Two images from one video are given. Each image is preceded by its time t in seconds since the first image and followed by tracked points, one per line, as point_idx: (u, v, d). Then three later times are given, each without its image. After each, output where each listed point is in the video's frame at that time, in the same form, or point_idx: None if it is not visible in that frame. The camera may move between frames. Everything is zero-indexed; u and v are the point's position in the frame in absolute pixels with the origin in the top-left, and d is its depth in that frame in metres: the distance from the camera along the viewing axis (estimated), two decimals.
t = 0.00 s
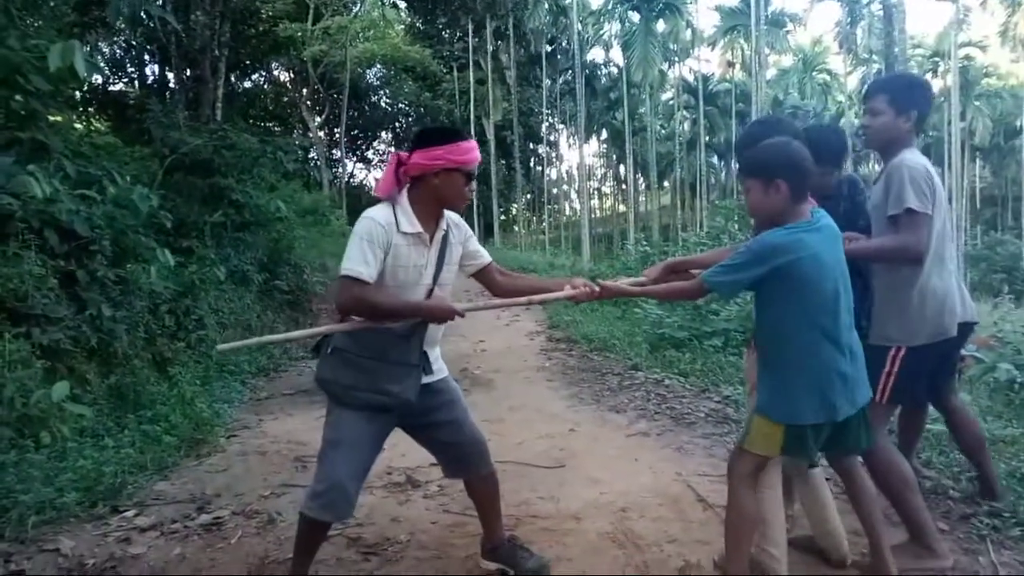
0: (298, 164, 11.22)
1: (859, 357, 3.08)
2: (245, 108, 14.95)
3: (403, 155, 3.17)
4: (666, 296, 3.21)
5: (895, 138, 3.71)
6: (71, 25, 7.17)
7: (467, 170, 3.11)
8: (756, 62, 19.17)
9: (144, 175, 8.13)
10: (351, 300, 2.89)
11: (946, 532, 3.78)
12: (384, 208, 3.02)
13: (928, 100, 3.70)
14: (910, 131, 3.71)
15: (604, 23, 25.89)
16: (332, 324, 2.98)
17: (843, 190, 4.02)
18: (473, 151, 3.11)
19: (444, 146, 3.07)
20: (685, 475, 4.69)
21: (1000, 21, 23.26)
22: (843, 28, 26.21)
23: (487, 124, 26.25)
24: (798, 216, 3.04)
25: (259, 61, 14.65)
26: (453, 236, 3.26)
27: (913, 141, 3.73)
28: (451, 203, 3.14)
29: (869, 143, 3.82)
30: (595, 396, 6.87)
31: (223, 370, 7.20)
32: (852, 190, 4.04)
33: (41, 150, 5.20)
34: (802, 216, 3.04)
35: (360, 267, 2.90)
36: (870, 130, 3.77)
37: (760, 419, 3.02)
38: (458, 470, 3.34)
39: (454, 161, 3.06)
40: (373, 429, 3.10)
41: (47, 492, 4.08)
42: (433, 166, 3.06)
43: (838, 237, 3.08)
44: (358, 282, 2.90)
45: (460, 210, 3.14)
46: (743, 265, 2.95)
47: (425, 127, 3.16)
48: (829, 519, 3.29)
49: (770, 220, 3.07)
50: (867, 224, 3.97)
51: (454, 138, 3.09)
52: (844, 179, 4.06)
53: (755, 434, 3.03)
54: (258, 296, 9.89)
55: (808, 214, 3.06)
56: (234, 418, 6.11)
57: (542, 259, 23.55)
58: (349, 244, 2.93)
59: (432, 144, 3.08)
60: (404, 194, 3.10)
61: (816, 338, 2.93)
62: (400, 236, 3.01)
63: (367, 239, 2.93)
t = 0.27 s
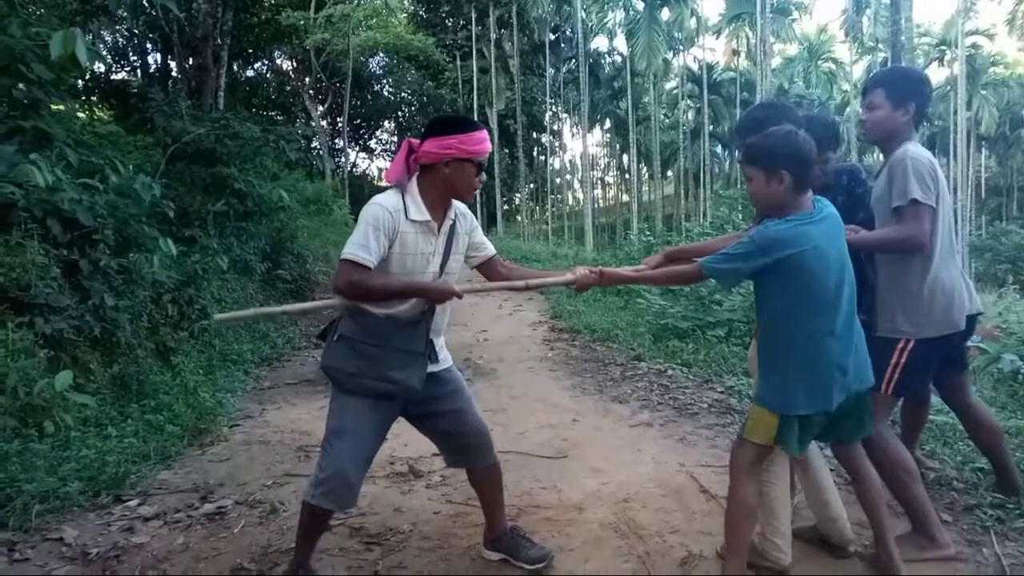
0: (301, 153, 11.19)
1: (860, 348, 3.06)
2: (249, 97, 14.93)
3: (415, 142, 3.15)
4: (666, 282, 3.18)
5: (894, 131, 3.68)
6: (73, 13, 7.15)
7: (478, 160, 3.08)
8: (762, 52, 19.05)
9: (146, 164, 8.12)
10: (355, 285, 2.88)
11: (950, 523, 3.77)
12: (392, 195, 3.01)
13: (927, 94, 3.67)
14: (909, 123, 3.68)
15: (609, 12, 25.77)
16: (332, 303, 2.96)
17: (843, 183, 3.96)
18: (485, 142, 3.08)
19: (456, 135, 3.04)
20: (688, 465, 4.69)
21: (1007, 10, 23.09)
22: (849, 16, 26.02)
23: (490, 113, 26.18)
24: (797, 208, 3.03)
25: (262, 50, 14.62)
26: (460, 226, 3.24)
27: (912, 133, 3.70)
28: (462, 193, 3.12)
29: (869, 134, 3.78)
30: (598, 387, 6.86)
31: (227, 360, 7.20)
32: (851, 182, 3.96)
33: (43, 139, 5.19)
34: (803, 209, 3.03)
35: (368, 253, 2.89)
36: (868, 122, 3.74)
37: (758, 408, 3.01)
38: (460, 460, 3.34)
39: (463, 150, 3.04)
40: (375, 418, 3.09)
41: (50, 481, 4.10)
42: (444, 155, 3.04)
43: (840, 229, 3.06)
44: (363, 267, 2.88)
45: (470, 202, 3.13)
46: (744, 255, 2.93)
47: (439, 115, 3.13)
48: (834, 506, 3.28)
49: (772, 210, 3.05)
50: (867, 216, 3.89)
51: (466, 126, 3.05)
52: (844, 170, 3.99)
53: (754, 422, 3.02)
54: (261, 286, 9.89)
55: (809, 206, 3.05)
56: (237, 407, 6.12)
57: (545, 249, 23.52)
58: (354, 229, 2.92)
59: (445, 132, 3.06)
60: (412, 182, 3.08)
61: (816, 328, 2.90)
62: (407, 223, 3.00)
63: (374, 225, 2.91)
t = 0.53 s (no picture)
0: (297, 145, 11.15)
1: (857, 347, 3.05)
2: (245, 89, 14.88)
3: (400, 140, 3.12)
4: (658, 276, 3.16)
5: (891, 127, 3.66)
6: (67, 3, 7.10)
7: (462, 157, 3.06)
8: (760, 44, 19.01)
9: (141, 156, 8.08)
10: (346, 289, 2.86)
11: (947, 518, 3.76)
12: (377, 196, 2.98)
13: (920, 89, 3.65)
14: (903, 117, 3.65)
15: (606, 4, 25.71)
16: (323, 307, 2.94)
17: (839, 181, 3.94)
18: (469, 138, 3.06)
19: (439, 133, 3.01)
20: (685, 460, 4.68)
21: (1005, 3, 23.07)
22: (847, 9, 25.99)
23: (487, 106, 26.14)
24: (789, 208, 3.00)
25: (259, 42, 14.56)
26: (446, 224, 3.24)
27: (907, 129, 3.68)
28: (447, 190, 3.10)
29: (864, 130, 3.75)
30: (595, 380, 6.85)
31: (223, 352, 7.18)
32: (847, 179, 3.94)
33: (37, 131, 5.16)
34: (794, 209, 3.00)
35: (357, 256, 2.87)
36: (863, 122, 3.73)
37: (755, 409, 3.00)
38: (453, 457, 3.32)
39: (448, 148, 3.02)
40: (364, 415, 3.07)
41: (46, 475, 4.08)
42: (428, 153, 3.02)
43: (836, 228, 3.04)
44: (352, 271, 2.86)
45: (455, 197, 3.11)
46: (739, 256, 2.91)
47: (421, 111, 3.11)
48: (822, 492, 3.36)
49: (762, 213, 3.03)
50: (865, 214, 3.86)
51: (451, 124, 3.03)
52: (840, 168, 3.97)
53: (749, 422, 3.01)
54: (257, 279, 9.86)
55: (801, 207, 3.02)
56: (234, 400, 6.10)
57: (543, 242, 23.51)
58: (342, 233, 2.89)
59: (428, 129, 3.03)
60: (398, 181, 3.06)
61: (811, 330, 2.89)
62: (394, 224, 2.99)
63: (362, 228, 2.89)
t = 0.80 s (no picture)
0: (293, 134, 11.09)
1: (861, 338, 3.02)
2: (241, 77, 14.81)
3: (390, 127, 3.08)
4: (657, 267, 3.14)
5: (889, 120, 3.63)
6: None
7: (457, 141, 3.03)
8: (759, 36, 18.94)
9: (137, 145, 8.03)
10: (340, 279, 2.83)
11: (944, 512, 3.76)
12: (373, 182, 2.95)
13: (918, 82, 3.62)
14: (903, 110, 3.62)
15: None
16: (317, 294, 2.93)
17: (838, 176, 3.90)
18: (462, 122, 3.03)
19: (432, 118, 2.99)
20: (682, 452, 4.67)
21: None
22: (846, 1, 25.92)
23: (484, 97, 26.05)
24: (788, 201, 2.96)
25: (255, 30, 14.48)
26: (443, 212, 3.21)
27: (907, 121, 3.66)
28: (444, 175, 3.07)
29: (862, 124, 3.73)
30: (592, 372, 6.84)
31: (218, 343, 7.15)
32: (846, 174, 3.90)
33: (31, 118, 5.11)
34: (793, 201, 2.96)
35: (351, 244, 2.84)
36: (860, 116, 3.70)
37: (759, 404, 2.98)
38: (450, 449, 3.30)
39: (441, 131, 2.99)
40: (361, 408, 3.04)
41: (40, 465, 4.06)
42: (422, 138, 2.99)
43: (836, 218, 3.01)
44: (347, 260, 2.84)
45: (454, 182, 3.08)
46: (737, 249, 2.89)
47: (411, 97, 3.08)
48: (829, 488, 3.32)
49: (759, 209, 3.00)
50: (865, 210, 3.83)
51: (442, 109, 3.01)
52: (839, 163, 3.93)
53: (754, 418, 3.00)
54: (253, 269, 9.82)
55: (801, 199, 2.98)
56: (230, 391, 6.08)
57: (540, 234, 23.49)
58: (336, 220, 2.86)
59: (419, 115, 3.01)
60: (393, 167, 3.03)
61: (813, 323, 2.87)
62: (390, 211, 2.95)
63: (356, 215, 2.86)
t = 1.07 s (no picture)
0: (295, 123, 11.06)
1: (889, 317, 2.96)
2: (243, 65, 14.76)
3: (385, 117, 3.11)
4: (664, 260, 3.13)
5: (905, 114, 3.61)
6: None
7: (450, 130, 3.01)
8: (763, 27, 18.84)
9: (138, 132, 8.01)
10: (339, 273, 2.83)
11: (946, 506, 3.75)
12: (369, 174, 2.93)
13: (933, 75, 3.60)
14: (919, 104, 3.61)
15: None
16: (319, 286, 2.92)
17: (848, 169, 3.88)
18: (453, 110, 3.00)
19: (422, 108, 2.97)
20: (684, 444, 4.66)
21: None
22: None
23: (487, 86, 25.97)
24: (797, 188, 2.95)
25: (257, 17, 14.42)
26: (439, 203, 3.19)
27: (922, 115, 3.64)
28: (436, 166, 3.03)
29: (879, 118, 3.71)
30: (593, 363, 6.83)
31: (220, 331, 7.15)
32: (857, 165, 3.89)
33: (31, 104, 5.08)
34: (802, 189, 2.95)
35: (350, 239, 2.83)
36: (875, 110, 3.68)
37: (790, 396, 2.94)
38: (449, 440, 3.29)
39: (431, 122, 2.96)
40: (360, 400, 3.04)
41: (41, 452, 4.06)
42: (412, 130, 2.97)
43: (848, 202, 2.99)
44: (347, 254, 2.83)
45: (447, 175, 3.03)
46: (748, 240, 2.88)
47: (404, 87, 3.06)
48: (840, 483, 3.32)
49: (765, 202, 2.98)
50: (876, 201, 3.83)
51: (431, 99, 2.98)
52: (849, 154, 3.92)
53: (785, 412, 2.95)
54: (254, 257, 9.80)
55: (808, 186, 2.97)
56: (231, 378, 6.07)
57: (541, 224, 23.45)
58: (333, 215, 2.85)
59: (411, 106, 2.99)
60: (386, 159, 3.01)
61: (832, 308, 2.83)
62: (386, 203, 2.94)
63: (354, 209, 2.85)
